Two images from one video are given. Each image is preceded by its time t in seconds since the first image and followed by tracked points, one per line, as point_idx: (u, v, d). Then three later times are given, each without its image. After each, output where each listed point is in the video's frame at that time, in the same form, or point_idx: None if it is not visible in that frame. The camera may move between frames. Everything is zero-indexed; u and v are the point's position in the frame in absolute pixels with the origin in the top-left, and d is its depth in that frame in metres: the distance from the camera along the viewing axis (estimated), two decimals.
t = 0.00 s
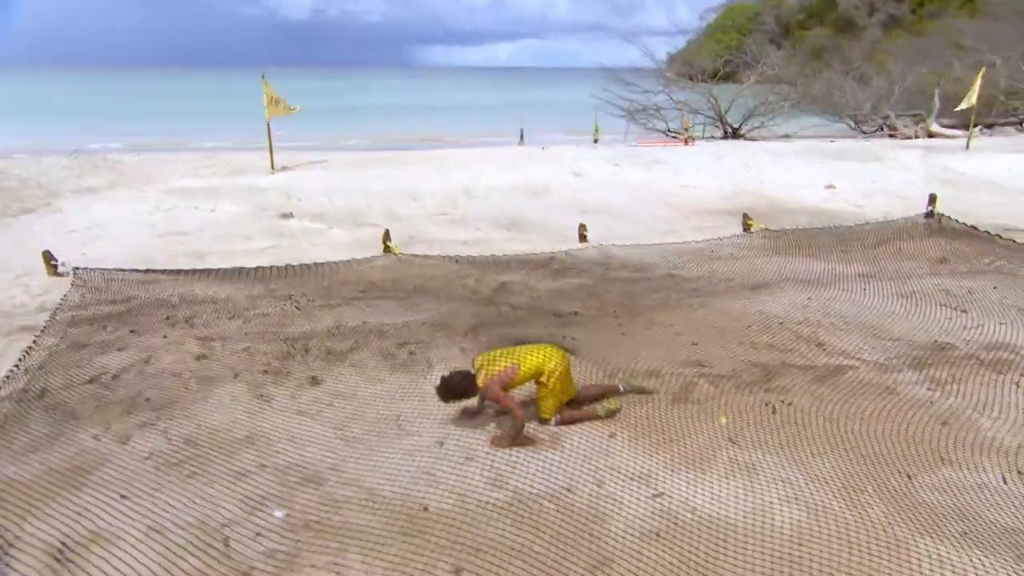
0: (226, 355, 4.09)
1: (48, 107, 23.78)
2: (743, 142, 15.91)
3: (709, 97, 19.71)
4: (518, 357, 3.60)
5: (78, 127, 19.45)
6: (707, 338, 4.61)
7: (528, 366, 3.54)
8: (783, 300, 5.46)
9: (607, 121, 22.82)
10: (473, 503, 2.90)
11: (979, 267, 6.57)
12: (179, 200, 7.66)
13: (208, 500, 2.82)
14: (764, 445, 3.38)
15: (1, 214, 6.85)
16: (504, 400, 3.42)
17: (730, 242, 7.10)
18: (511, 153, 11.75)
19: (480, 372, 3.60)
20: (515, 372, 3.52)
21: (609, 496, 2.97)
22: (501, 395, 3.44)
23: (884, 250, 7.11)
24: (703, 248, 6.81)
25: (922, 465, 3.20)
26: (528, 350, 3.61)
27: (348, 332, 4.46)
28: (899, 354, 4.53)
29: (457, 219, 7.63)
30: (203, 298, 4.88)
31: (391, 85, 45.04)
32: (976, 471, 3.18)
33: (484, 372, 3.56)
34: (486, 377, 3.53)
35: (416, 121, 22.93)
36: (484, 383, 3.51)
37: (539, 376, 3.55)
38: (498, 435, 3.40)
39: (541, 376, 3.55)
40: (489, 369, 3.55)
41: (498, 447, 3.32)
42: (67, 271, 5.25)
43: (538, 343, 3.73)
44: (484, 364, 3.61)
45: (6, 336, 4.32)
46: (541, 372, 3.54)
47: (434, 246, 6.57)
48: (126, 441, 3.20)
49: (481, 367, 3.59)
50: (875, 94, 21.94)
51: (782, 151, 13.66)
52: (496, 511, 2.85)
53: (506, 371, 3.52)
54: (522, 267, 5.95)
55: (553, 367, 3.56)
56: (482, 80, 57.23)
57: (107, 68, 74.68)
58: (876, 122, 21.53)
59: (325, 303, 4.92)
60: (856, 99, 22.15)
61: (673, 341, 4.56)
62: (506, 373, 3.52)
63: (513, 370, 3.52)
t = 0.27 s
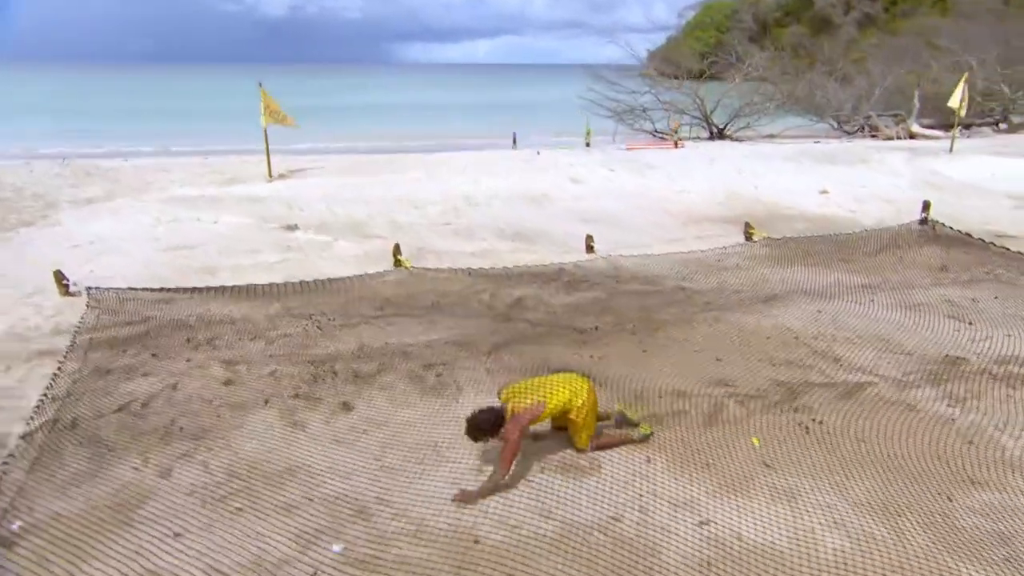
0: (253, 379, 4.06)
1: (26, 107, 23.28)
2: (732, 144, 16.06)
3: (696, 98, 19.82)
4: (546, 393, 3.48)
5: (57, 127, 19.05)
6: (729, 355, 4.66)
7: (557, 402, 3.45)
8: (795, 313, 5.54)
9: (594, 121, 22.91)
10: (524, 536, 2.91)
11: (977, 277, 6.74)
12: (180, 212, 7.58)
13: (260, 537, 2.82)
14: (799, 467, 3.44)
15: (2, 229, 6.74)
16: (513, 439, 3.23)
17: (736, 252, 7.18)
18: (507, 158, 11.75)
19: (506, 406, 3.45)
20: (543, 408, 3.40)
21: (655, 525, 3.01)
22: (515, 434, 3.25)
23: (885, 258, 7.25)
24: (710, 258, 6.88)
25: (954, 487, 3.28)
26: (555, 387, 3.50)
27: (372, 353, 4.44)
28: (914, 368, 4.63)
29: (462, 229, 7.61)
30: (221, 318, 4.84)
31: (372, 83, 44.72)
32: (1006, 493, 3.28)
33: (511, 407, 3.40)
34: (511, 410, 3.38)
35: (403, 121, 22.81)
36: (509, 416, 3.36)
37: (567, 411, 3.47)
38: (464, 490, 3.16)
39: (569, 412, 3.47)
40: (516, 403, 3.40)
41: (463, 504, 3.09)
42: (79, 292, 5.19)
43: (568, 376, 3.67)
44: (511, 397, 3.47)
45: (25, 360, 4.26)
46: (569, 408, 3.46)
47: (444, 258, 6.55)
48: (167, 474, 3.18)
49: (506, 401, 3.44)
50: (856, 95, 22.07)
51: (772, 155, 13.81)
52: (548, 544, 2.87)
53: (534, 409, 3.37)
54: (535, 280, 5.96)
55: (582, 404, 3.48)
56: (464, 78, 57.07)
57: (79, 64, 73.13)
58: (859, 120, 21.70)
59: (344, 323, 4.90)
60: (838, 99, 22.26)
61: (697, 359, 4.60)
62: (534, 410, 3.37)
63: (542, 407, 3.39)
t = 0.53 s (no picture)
0: (281, 405, 4.06)
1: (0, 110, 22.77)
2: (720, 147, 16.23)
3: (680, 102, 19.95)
4: (575, 424, 3.44)
5: (35, 131, 18.67)
6: (747, 371, 4.76)
7: (583, 433, 3.40)
8: (803, 326, 5.66)
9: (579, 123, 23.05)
10: (571, 564, 2.96)
11: (972, 286, 6.97)
12: (180, 225, 7.52)
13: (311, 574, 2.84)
14: (828, 486, 3.52)
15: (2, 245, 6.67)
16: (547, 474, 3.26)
17: (738, 263, 7.30)
18: (502, 164, 11.77)
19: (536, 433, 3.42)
20: (570, 438, 3.35)
21: (696, 548, 3.07)
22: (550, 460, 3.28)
23: (881, 268, 7.45)
24: (713, 270, 6.99)
25: (977, 506, 3.40)
26: (583, 416, 3.47)
27: (395, 373, 4.45)
28: (925, 382, 4.78)
29: (466, 241, 7.63)
30: (239, 338, 4.83)
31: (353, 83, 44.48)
32: None
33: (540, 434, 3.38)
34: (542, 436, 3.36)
35: (389, 122, 22.76)
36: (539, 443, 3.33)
37: (591, 444, 3.40)
38: (506, 518, 3.20)
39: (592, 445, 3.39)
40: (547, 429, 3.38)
41: (505, 530, 3.13)
42: (92, 313, 5.16)
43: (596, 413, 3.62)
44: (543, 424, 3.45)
45: (46, 385, 4.24)
46: (593, 440, 3.39)
47: (453, 273, 6.57)
48: (210, 506, 3.20)
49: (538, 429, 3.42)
50: (835, 98, 22.40)
51: (760, 158, 14.00)
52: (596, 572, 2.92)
53: (564, 437, 3.34)
54: (547, 294, 6.02)
55: (606, 438, 3.41)
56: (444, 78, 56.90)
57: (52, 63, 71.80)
58: (839, 122, 21.80)
59: (364, 342, 4.91)
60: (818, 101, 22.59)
61: (716, 375, 4.69)
62: (562, 439, 3.34)
63: (570, 436, 3.35)
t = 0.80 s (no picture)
0: (311, 421, 4.11)
1: None
2: (702, 146, 16.45)
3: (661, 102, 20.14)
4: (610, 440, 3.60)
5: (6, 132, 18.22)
6: (758, 378, 4.92)
7: (620, 449, 3.56)
8: (806, 331, 5.84)
9: (560, 122, 23.17)
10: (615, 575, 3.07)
11: (960, 288, 7.25)
12: (179, 233, 7.47)
13: None
14: (850, 493, 3.70)
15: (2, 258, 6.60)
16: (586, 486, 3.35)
17: (736, 267, 7.48)
18: (492, 166, 11.80)
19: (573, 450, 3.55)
20: (609, 454, 3.51)
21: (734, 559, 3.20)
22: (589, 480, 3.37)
23: (872, 271, 7.69)
24: (713, 274, 7.13)
25: (991, 510, 3.61)
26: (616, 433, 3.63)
27: (419, 386, 4.51)
28: (927, 387, 5.01)
29: (467, 247, 7.66)
30: (258, 352, 4.85)
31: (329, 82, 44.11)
32: None
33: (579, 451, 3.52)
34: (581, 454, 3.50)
35: (370, 122, 22.67)
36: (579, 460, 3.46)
37: (626, 458, 3.57)
38: (547, 532, 3.30)
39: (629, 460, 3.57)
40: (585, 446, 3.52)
41: (548, 545, 3.22)
42: (105, 328, 5.15)
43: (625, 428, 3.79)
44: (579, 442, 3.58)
45: (70, 405, 4.23)
46: (630, 456, 3.57)
47: (460, 280, 6.63)
48: (256, 527, 3.25)
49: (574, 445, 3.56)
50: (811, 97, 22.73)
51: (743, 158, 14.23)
52: None
53: (601, 453, 3.50)
54: (556, 301, 6.11)
55: (641, 452, 3.59)
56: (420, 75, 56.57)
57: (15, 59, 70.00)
58: (813, 121, 22.12)
59: (383, 354, 4.95)
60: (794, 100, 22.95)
61: (731, 383, 4.84)
62: (599, 455, 3.49)
63: (608, 452, 3.51)
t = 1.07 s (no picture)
0: (338, 428, 4.18)
1: None
2: (683, 141, 16.69)
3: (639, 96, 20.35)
4: (638, 445, 3.75)
5: None
6: (765, 377, 5.12)
7: (648, 453, 3.71)
8: (803, 328, 6.07)
9: (539, 116, 23.29)
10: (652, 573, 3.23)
11: (942, 283, 7.56)
12: (176, 237, 7.44)
13: None
14: (863, 489, 3.94)
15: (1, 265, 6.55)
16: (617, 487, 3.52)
17: (729, 265, 7.70)
18: (481, 164, 11.85)
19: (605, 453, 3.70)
20: (638, 457, 3.66)
21: (761, 554, 3.39)
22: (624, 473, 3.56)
23: (858, 267, 7.97)
24: (709, 273, 7.34)
25: (992, 502, 3.88)
26: (643, 437, 3.79)
27: (441, 391, 4.60)
28: (922, 382, 5.27)
29: (466, 247, 7.72)
30: (277, 359, 4.90)
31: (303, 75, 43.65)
32: None
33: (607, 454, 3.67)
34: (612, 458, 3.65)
35: (349, 116, 22.54)
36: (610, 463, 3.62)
37: (654, 460, 3.73)
38: (584, 531, 3.44)
39: (658, 461, 3.73)
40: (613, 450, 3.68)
41: (587, 543, 3.37)
42: (119, 337, 5.16)
43: (649, 431, 3.94)
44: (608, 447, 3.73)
45: (96, 417, 4.27)
46: (658, 458, 3.72)
47: (464, 281, 6.73)
48: (302, 537, 3.33)
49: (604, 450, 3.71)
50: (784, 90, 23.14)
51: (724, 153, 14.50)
52: None
53: (630, 456, 3.64)
54: (561, 300, 6.25)
55: (668, 454, 3.76)
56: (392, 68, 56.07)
57: None
58: (786, 114, 22.48)
59: (400, 359, 5.03)
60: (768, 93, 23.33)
61: (739, 382, 5.04)
62: (629, 458, 3.63)
63: (637, 455, 3.66)
